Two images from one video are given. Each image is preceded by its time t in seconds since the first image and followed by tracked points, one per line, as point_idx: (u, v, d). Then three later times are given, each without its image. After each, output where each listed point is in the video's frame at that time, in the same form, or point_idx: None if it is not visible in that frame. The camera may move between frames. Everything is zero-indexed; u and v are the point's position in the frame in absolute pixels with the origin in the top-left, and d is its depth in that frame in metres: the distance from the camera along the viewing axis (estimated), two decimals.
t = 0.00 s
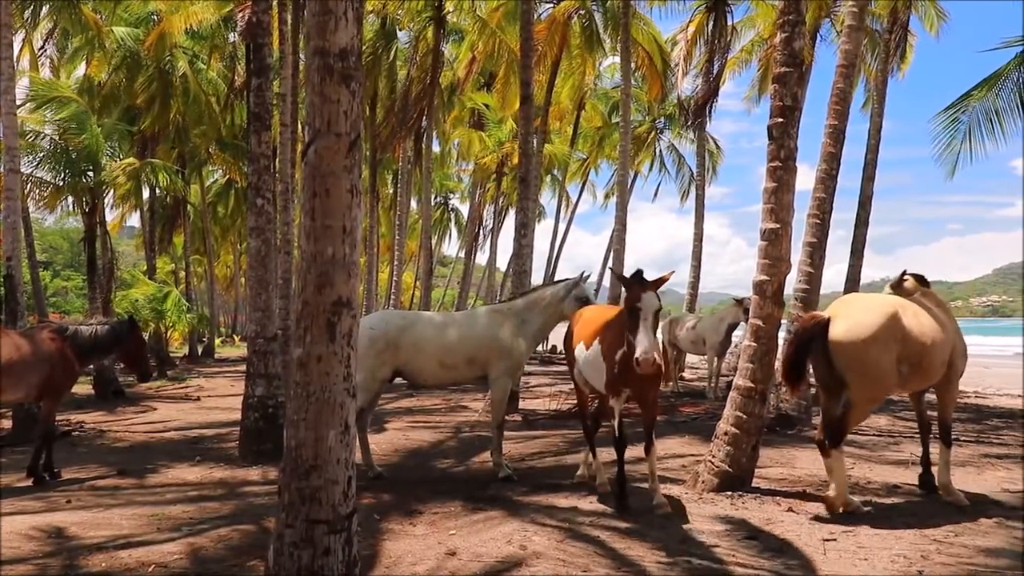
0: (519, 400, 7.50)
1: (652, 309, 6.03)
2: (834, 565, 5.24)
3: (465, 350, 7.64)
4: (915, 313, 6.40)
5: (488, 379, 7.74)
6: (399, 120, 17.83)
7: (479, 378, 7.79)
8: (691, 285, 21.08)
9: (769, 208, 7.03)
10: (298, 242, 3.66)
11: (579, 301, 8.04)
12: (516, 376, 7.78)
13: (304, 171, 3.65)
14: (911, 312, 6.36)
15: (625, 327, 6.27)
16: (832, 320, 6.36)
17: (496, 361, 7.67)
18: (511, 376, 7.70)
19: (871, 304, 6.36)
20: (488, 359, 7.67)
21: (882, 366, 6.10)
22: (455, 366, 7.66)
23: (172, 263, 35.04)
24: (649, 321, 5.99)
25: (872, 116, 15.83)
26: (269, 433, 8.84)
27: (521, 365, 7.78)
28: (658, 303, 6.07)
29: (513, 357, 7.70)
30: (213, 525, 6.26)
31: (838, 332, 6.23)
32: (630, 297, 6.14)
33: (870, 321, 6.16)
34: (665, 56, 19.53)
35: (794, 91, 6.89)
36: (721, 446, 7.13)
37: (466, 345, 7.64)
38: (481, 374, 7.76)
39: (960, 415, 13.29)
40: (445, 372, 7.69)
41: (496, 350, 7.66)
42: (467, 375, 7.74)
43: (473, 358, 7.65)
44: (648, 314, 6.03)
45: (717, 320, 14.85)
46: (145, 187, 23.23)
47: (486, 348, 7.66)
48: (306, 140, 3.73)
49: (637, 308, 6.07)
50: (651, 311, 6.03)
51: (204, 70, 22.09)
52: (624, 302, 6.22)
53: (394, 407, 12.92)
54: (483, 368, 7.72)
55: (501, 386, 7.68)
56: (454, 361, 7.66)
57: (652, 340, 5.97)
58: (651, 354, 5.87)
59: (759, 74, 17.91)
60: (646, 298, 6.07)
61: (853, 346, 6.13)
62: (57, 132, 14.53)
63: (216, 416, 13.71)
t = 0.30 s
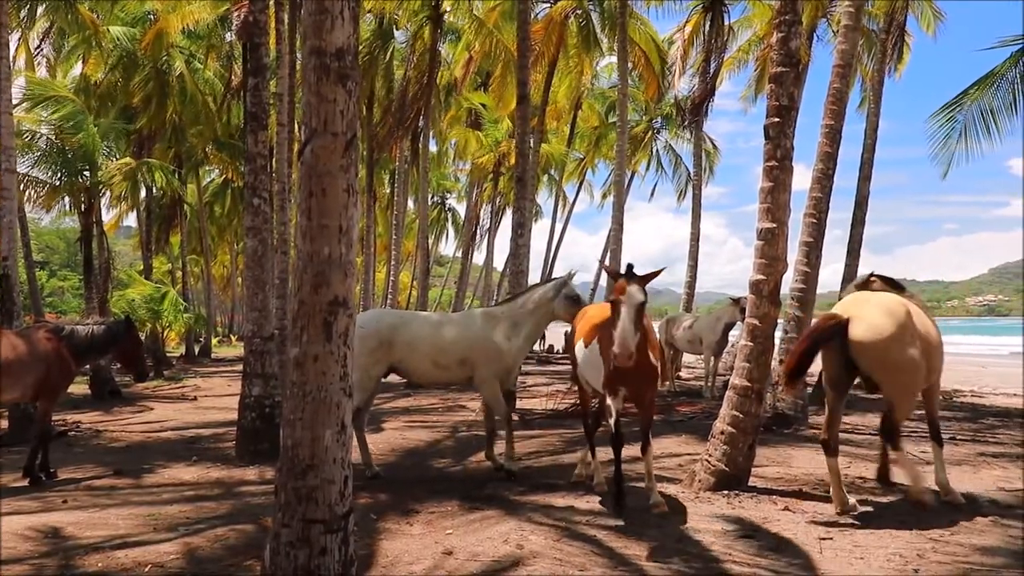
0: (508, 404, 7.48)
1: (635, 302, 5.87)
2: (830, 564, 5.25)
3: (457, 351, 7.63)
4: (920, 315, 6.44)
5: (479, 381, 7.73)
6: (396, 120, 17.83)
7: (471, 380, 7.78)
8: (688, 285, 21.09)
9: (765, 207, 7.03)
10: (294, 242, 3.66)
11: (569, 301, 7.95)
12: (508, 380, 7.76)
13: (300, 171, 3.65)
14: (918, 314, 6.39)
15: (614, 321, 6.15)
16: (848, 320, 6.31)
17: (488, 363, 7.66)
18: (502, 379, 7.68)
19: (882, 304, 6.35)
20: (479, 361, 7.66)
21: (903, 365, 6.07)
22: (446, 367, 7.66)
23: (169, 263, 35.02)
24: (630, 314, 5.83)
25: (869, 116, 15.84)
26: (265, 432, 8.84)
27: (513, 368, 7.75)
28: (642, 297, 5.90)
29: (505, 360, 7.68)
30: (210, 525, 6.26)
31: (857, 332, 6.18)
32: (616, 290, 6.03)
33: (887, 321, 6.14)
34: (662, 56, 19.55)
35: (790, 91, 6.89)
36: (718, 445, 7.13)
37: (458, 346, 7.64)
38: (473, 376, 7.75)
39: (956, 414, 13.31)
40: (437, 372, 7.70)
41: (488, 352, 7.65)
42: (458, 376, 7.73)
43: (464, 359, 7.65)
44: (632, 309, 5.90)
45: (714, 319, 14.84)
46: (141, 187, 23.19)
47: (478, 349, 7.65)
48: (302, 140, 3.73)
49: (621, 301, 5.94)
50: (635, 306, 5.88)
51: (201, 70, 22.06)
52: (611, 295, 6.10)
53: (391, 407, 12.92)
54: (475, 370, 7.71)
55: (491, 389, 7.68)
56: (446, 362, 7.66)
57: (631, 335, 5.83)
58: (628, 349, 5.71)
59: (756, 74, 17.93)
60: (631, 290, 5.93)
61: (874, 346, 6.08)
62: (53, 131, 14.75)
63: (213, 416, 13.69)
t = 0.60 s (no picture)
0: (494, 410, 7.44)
1: (616, 294, 5.76)
2: (827, 563, 5.26)
3: (440, 356, 7.60)
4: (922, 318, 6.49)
5: (465, 386, 7.71)
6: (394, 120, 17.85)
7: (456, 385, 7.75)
8: (684, 284, 21.12)
9: (761, 206, 7.04)
10: (290, 241, 3.65)
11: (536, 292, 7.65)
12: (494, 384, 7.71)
13: (296, 171, 3.65)
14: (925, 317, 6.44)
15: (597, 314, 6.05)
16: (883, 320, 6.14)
17: (472, 368, 7.62)
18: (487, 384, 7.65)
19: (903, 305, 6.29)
20: (463, 366, 7.62)
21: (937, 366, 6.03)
22: (431, 372, 7.64)
23: (166, 263, 34.97)
24: (611, 306, 5.70)
25: (865, 115, 15.87)
26: (262, 432, 8.84)
27: (498, 371, 7.68)
28: (625, 289, 5.78)
29: (488, 365, 7.61)
30: (207, 525, 6.25)
31: (897, 334, 6.02)
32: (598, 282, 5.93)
33: (921, 322, 6.08)
34: (659, 55, 19.57)
35: (786, 90, 6.91)
36: (715, 444, 7.14)
37: (441, 351, 7.59)
38: (458, 381, 7.72)
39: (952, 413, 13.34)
40: (422, 377, 7.68)
41: (472, 357, 7.59)
42: (444, 381, 7.71)
43: (446, 366, 7.60)
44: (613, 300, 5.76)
45: (711, 319, 14.86)
46: (138, 187, 23.17)
47: (461, 354, 7.59)
48: (298, 139, 3.72)
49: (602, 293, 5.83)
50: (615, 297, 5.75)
51: (198, 70, 22.06)
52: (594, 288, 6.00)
53: (388, 406, 12.92)
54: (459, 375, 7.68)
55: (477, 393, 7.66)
56: (429, 367, 7.63)
57: (610, 325, 5.68)
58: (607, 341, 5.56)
59: (753, 73, 17.95)
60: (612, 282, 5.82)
61: (917, 344, 5.98)
62: (50, 131, 14.68)
63: (209, 415, 13.68)
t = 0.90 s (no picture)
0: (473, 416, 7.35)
1: (601, 297, 5.76)
2: (822, 561, 5.27)
3: (416, 359, 7.56)
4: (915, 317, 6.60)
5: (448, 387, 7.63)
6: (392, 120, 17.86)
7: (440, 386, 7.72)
8: (681, 284, 21.13)
9: (757, 206, 7.05)
10: (285, 241, 3.66)
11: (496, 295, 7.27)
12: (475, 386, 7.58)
13: (291, 171, 3.65)
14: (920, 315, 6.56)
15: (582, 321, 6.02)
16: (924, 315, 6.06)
17: (449, 371, 7.53)
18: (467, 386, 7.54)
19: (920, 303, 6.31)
20: (439, 369, 7.54)
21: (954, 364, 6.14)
22: (413, 373, 7.62)
23: (163, 262, 34.93)
24: (598, 311, 5.69)
25: (861, 115, 15.90)
26: (259, 432, 8.85)
27: (475, 375, 7.50)
28: (609, 294, 5.79)
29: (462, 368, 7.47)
30: (203, 524, 6.25)
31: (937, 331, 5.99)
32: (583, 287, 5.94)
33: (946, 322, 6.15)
34: (656, 55, 19.60)
35: (782, 90, 6.92)
36: (710, 443, 7.15)
37: (419, 354, 7.54)
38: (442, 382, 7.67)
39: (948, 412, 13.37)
40: (405, 379, 7.70)
41: (447, 359, 7.49)
42: (428, 382, 7.70)
43: (426, 367, 7.55)
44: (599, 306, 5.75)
45: (707, 318, 14.89)
46: (134, 186, 23.13)
47: (438, 357, 7.51)
48: (293, 139, 3.73)
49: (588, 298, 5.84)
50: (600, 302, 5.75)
51: (195, 69, 22.04)
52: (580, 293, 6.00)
53: (385, 406, 12.93)
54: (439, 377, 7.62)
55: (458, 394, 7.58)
56: (410, 368, 7.63)
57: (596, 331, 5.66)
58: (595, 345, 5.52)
59: (749, 73, 17.98)
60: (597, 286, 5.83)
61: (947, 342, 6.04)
62: (46, 131, 14.63)
63: (206, 415, 13.67)
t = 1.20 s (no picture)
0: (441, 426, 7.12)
1: (591, 312, 5.73)
2: (815, 560, 5.29)
3: (393, 365, 7.47)
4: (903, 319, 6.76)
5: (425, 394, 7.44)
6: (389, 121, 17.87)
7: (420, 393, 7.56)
8: (678, 283, 21.14)
9: (752, 206, 7.07)
10: (279, 240, 3.66)
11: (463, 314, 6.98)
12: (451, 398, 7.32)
13: (285, 171, 3.66)
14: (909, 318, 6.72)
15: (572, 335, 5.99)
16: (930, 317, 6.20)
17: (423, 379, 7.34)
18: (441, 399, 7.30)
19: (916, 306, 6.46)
20: (414, 376, 7.39)
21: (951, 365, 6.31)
22: (392, 378, 7.53)
23: (160, 262, 34.89)
24: (588, 327, 5.65)
25: (857, 115, 15.93)
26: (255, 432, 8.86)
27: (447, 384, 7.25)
28: (598, 308, 5.76)
29: (434, 379, 7.25)
30: (198, 524, 6.26)
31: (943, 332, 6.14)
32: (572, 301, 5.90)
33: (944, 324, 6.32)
34: (653, 55, 19.61)
35: (777, 90, 6.94)
36: (705, 442, 7.18)
37: (396, 359, 7.45)
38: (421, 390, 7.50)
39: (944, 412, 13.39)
40: (386, 383, 7.63)
41: (420, 368, 7.32)
42: (409, 388, 7.58)
43: (404, 373, 7.43)
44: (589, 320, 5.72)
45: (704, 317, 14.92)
46: (131, 186, 23.11)
47: (413, 363, 7.36)
48: (286, 140, 3.74)
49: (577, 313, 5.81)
50: (590, 316, 5.73)
51: (191, 69, 22.02)
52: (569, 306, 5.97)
53: (381, 405, 12.94)
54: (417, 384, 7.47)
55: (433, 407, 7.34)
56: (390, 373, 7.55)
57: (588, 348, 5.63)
58: (586, 364, 5.51)
59: (746, 73, 18.00)
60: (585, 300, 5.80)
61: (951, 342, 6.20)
62: (43, 130, 14.67)
63: (202, 415, 13.66)
